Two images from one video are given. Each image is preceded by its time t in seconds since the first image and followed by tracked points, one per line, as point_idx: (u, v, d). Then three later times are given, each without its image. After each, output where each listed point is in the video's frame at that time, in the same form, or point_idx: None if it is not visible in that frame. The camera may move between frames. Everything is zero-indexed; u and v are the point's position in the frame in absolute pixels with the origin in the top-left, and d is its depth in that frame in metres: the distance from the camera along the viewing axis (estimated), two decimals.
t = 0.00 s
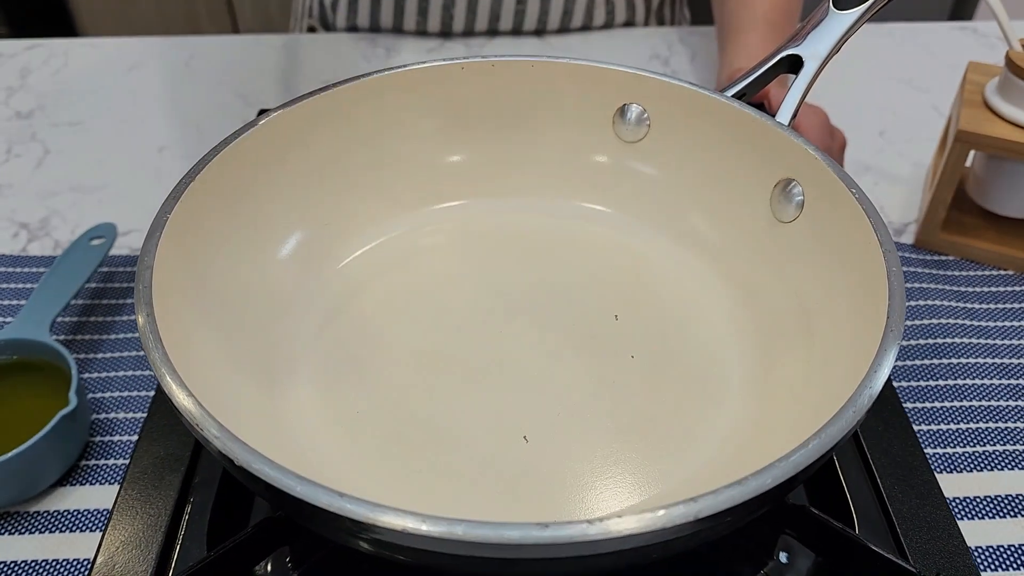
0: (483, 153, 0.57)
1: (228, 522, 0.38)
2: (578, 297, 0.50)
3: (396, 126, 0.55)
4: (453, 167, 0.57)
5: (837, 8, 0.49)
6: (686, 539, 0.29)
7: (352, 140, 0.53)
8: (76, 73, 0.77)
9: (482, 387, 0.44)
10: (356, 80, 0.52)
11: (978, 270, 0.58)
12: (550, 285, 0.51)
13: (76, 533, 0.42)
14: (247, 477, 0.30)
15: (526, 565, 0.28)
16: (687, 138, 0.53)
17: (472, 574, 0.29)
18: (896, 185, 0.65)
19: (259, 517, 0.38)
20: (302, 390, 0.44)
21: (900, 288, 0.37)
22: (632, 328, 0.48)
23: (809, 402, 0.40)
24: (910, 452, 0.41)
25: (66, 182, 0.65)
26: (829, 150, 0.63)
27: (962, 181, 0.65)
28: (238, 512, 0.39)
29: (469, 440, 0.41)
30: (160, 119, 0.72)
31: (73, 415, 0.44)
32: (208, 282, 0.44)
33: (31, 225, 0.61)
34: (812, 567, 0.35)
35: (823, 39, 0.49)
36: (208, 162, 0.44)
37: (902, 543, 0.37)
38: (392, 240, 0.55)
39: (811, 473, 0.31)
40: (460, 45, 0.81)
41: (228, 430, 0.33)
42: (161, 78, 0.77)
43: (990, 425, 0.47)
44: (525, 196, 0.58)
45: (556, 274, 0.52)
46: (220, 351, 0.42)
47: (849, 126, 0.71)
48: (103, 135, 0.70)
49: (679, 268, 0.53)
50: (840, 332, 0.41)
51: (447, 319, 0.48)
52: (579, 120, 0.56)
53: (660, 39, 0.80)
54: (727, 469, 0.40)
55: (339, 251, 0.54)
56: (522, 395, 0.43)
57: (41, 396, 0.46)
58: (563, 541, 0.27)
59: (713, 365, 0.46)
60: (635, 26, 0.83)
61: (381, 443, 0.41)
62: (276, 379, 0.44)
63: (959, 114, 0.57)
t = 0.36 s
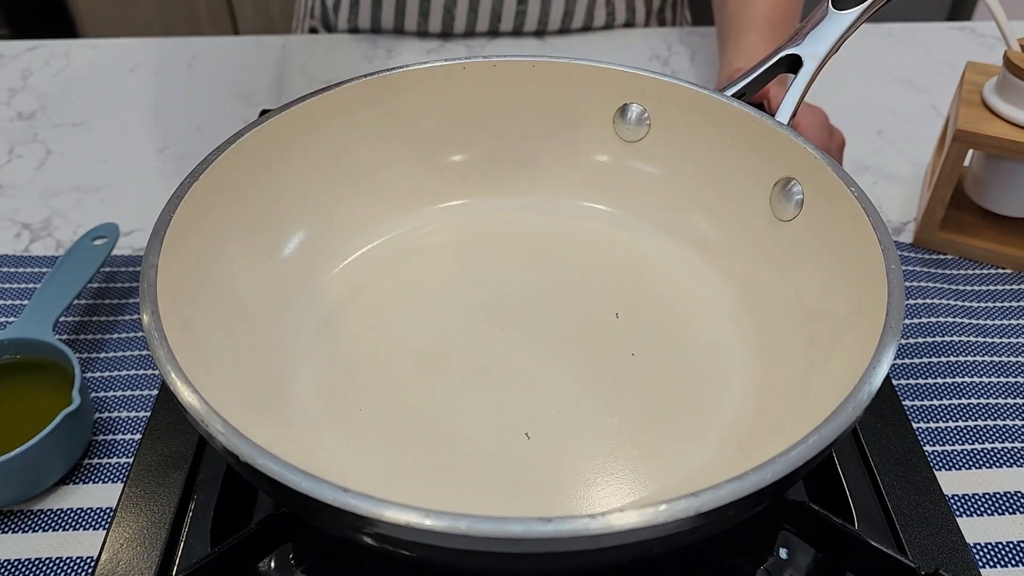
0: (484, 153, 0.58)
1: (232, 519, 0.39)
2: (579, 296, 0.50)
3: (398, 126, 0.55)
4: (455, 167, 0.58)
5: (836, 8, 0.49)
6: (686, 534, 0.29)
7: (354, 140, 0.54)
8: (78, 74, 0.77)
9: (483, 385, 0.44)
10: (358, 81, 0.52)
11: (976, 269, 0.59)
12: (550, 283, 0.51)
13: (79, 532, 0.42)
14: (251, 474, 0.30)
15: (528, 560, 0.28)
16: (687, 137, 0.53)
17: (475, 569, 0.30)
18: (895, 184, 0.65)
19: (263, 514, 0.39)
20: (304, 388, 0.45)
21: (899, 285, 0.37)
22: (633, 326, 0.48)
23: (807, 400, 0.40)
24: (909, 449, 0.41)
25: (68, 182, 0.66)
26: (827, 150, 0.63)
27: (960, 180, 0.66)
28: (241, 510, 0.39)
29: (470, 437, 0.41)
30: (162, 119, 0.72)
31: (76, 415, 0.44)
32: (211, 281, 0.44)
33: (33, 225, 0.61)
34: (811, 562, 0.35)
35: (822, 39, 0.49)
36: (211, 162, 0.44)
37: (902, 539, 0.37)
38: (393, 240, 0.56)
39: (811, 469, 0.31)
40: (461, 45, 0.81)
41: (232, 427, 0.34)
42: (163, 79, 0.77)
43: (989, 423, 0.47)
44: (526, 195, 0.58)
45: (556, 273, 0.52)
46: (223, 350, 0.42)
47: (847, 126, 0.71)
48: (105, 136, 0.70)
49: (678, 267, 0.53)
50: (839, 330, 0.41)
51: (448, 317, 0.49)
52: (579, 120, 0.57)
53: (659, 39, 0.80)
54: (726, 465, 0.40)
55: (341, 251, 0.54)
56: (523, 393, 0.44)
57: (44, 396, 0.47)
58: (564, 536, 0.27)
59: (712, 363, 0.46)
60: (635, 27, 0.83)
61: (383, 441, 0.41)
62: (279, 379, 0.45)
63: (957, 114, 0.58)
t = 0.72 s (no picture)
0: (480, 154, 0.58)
1: (227, 520, 0.39)
2: (574, 296, 0.50)
3: (393, 127, 0.55)
4: (451, 167, 0.58)
5: (830, 8, 0.49)
6: (679, 533, 0.29)
7: (350, 141, 0.54)
8: (76, 76, 0.77)
9: (478, 385, 0.44)
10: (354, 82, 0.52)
11: (972, 269, 0.59)
12: (546, 283, 0.52)
13: (76, 532, 0.42)
14: (244, 474, 0.30)
15: (521, 560, 0.28)
16: (682, 137, 0.53)
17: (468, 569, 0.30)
18: (891, 184, 0.65)
19: (257, 514, 0.39)
20: (298, 389, 0.45)
21: (892, 285, 0.37)
22: (628, 326, 0.48)
23: (802, 399, 0.40)
24: (903, 449, 0.41)
25: (65, 184, 0.66)
26: (823, 149, 0.63)
27: (957, 180, 0.66)
28: (236, 510, 0.39)
29: (465, 437, 0.41)
30: (159, 120, 0.72)
31: (72, 415, 0.44)
32: (206, 281, 0.44)
33: (30, 227, 0.61)
34: (805, 560, 0.36)
35: (816, 40, 0.49)
36: (206, 163, 0.45)
37: (895, 538, 0.37)
38: (389, 241, 0.56)
39: (804, 468, 0.31)
40: (459, 46, 0.81)
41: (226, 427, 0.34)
42: (160, 80, 0.77)
43: (984, 423, 0.47)
44: (522, 195, 0.59)
45: (552, 273, 0.52)
46: (219, 350, 0.42)
47: (844, 125, 0.71)
48: (103, 138, 0.70)
49: (674, 267, 0.53)
50: (833, 329, 0.41)
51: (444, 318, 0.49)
52: (575, 120, 0.57)
53: (656, 40, 0.81)
54: (721, 465, 0.40)
55: (336, 252, 0.54)
56: (518, 393, 0.44)
57: (41, 396, 0.47)
58: (556, 535, 0.27)
59: (707, 362, 0.46)
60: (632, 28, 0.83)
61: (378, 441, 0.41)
62: (274, 379, 0.45)
63: (952, 114, 0.58)
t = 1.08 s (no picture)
0: (480, 155, 0.58)
1: (227, 522, 0.39)
2: (575, 296, 0.50)
3: (393, 128, 0.55)
4: (450, 168, 0.58)
5: (830, 8, 0.49)
6: (680, 535, 0.29)
7: (350, 141, 0.54)
8: (75, 77, 0.77)
9: (478, 386, 0.44)
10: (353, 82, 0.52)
11: (973, 269, 0.59)
12: (545, 284, 0.51)
13: (76, 534, 0.42)
14: (244, 476, 0.30)
15: (521, 562, 0.28)
16: (682, 138, 0.53)
17: (468, 571, 0.29)
18: (891, 184, 0.65)
19: (257, 517, 0.39)
20: (298, 391, 0.44)
21: (893, 285, 0.37)
22: (629, 327, 0.48)
23: (803, 400, 0.40)
24: (904, 450, 0.41)
25: (64, 185, 0.66)
26: (823, 150, 0.63)
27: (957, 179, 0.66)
28: (236, 513, 0.39)
29: (466, 438, 0.41)
30: (158, 121, 0.72)
31: (72, 417, 0.44)
32: (205, 283, 0.44)
33: (29, 228, 0.61)
34: (806, 562, 0.36)
35: (816, 40, 0.49)
36: (205, 165, 0.44)
37: (897, 539, 0.37)
38: (389, 241, 0.56)
39: (805, 469, 0.31)
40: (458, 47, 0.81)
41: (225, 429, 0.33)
42: (160, 81, 0.77)
43: (985, 423, 0.47)
44: (522, 196, 0.58)
45: (552, 274, 0.52)
46: (218, 353, 0.42)
47: (844, 125, 0.71)
48: (102, 138, 0.70)
49: (674, 267, 0.53)
50: (834, 330, 0.41)
51: (444, 319, 0.49)
52: (574, 121, 0.57)
53: (656, 40, 0.80)
54: (721, 466, 0.40)
55: (336, 252, 0.54)
56: (519, 394, 0.44)
57: (40, 397, 0.47)
58: (556, 538, 0.27)
59: (709, 363, 0.46)
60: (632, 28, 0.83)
61: (378, 443, 0.41)
62: (273, 381, 0.45)
63: (953, 114, 0.58)
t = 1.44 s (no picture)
0: (480, 154, 0.58)
1: (227, 522, 0.38)
2: (575, 296, 0.50)
3: (394, 128, 0.55)
4: (450, 168, 0.58)
5: (830, 8, 0.49)
6: (680, 535, 0.29)
7: (349, 141, 0.54)
8: (75, 77, 0.77)
9: (479, 386, 0.44)
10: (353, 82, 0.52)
11: (974, 268, 0.59)
12: (546, 284, 0.51)
13: (76, 534, 0.42)
14: (244, 476, 0.30)
15: (522, 562, 0.28)
16: (682, 138, 0.53)
17: (469, 571, 0.29)
18: (891, 184, 0.65)
19: (258, 517, 0.39)
20: (298, 391, 0.44)
21: (893, 285, 0.37)
22: (629, 327, 0.48)
23: (804, 399, 0.40)
24: (905, 450, 0.41)
25: (64, 185, 0.66)
26: (823, 149, 0.63)
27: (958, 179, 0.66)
28: (237, 513, 0.39)
29: (466, 438, 0.41)
30: (159, 121, 0.72)
31: (73, 417, 0.44)
32: (205, 283, 0.44)
33: (30, 228, 0.61)
34: (807, 562, 0.36)
35: (816, 40, 0.49)
36: (205, 165, 0.44)
37: (898, 539, 0.37)
38: (390, 241, 0.55)
39: (806, 469, 0.31)
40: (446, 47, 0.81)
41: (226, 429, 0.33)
42: (159, 81, 0.77)
43: (986, 423, 0.47)
44: (523, 196, 0.58)
45: (552, 274, 0.52)
46: (218, 353, 0.42)
47: (844, 125, 0.71)
48: (102, 139, 0.70)
49: (675, 267, 0.53)
50: (834, 330, 0.41)
51: (445, 318, 0.49)
52: (574, 120, 0.56)
53: (656, 40, 0.81)
54: (722, 466, 0.40)
55: (336, 252, 0.54)
56: (519, 394, 0.44)
57: (39, 398, 0.47)
58: (557, 538, 0.27)
59: (709, 363, 0.46)
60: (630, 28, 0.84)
61: (378, 443, 0.41)
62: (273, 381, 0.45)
63: (953, 113, 0.58)
